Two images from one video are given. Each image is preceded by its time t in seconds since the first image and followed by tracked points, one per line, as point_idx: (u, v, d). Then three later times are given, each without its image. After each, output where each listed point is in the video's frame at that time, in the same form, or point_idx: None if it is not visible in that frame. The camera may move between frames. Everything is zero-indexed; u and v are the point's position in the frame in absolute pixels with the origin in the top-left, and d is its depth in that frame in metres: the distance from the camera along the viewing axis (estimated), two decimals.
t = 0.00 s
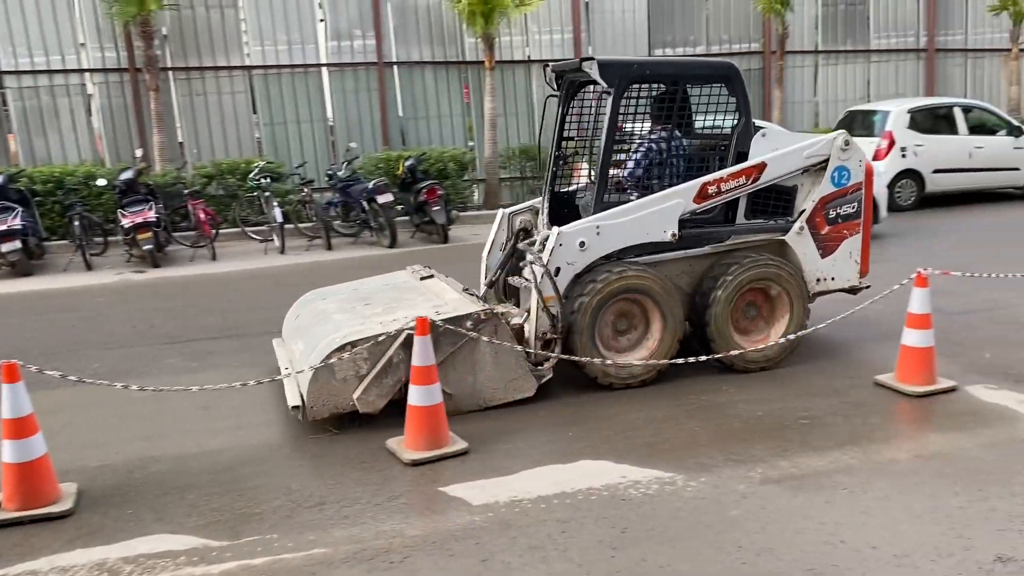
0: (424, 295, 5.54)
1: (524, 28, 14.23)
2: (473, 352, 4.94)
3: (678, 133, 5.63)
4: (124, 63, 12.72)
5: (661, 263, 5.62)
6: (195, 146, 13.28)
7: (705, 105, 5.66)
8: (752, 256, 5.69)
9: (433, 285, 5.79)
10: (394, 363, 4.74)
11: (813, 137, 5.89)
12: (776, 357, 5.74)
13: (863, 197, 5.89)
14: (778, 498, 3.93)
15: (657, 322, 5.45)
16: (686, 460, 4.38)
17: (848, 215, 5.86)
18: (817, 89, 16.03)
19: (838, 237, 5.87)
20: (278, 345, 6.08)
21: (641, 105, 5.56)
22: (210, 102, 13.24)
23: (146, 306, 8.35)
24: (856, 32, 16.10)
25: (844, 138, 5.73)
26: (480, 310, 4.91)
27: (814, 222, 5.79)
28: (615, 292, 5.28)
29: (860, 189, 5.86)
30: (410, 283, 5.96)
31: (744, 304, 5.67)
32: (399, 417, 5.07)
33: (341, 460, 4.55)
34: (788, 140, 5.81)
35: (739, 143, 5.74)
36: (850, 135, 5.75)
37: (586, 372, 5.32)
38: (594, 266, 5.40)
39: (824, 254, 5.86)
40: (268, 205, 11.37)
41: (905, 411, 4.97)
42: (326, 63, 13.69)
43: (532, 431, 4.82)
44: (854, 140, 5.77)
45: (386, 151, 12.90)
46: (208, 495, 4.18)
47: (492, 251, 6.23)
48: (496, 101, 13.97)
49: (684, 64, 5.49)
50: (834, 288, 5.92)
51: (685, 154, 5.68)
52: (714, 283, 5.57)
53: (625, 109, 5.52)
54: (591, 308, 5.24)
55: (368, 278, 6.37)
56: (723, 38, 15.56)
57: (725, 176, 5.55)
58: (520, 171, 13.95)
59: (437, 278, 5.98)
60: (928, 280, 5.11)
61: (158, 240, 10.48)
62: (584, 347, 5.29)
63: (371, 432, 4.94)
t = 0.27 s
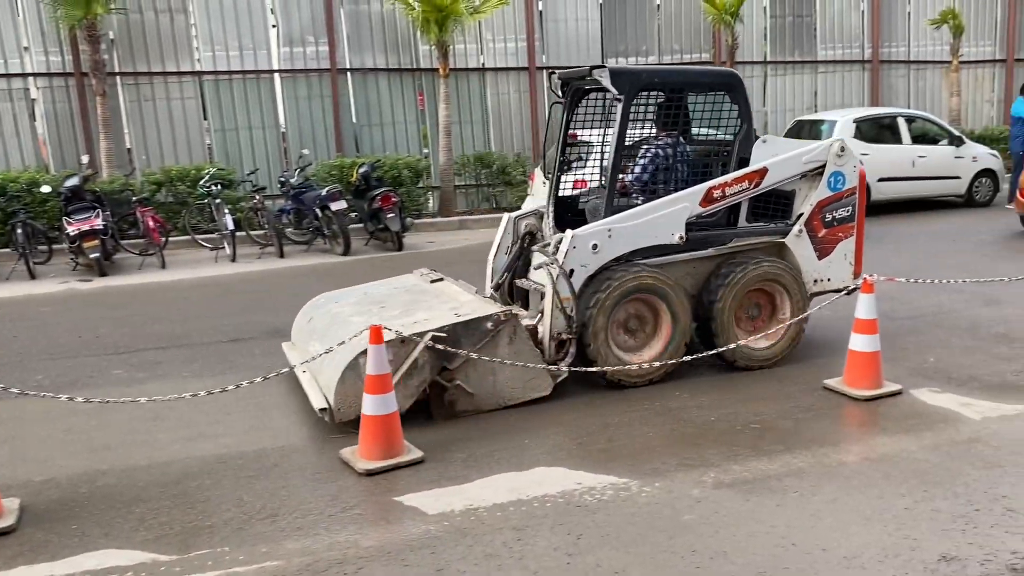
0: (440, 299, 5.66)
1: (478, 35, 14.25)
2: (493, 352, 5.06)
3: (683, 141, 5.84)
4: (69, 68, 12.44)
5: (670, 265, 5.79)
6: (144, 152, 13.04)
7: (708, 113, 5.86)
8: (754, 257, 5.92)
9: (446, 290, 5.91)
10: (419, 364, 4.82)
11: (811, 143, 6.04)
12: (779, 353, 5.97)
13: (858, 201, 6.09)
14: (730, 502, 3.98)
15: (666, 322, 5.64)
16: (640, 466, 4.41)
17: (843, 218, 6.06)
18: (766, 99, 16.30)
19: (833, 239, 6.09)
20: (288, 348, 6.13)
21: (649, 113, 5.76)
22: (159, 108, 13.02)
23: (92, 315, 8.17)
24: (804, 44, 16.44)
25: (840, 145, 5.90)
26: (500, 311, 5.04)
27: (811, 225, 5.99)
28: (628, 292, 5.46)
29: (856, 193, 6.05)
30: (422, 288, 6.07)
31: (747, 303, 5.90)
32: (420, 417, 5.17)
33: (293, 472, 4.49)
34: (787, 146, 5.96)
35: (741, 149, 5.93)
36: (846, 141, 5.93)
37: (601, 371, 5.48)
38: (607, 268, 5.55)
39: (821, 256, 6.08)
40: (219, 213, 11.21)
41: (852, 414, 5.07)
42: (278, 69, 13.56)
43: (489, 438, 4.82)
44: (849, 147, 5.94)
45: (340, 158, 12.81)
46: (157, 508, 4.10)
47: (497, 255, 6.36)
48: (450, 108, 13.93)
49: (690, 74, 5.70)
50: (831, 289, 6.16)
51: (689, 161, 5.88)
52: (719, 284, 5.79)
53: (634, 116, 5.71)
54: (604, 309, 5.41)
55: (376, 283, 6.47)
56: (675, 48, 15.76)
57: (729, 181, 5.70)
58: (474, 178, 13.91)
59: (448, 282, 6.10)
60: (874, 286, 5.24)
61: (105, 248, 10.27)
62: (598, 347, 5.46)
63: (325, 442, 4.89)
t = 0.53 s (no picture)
0: (451, 302, 5.82)
1: (430, 43, 14.25)
2: (504, 353, 5.21)
3: (679, 147, 6.07)
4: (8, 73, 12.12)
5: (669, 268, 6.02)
6: (87, 160, 12.75)
7: (704, 120, 6.12)
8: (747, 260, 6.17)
9: (451, 295, 6.06)
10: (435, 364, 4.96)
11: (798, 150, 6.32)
12: (771, 353, 6.22)
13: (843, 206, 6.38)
14: (680, 508, 4.02)
15: (667, 322, 5.86)
16: (591, 473, 4.43)
17: (830, 222, 6.34)
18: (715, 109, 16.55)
19: (821, 242, 6.35)
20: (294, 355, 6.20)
21: (648, 120, 5.96)
22: (103, 114, 12.74)
23: (33, 327, 7.95)
24: (751, 56, 16.76)
25: (826, 152, 6.19)
26: (510, 313, 5.21)
27: (801, 228, 6.24)
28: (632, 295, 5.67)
29: (842, 198, 6.34)
30: (426, 294, 6.20)
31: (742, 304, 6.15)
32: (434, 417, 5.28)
33: (241, 485, 4.42)
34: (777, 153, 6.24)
35: (734, 155, 6.22)
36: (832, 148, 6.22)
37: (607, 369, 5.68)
38: (611, 271, 5.75)
39: (810, 258, 6.33)
40: (165, 222, 11.00)
41: (799, 419, 5.16)
42: (227, 76, 13.38)
43: (442, 447, 4.80)
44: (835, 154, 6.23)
45: (289, 166, 12.67)
46: (98, 524, 4.00)
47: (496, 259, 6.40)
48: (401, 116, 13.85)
49: (688, 83, 5.92)
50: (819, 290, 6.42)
51: (686, 166, 6.13)
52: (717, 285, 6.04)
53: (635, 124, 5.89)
54: (610, 310, 5.60)
55: (378, 289, 6.59)
56: (625, 59, 15.90)
57: (725, 187, 5.94)
58: (427, 186, 13.86)
59: (453, 288, 6.25)
60: (818, 294, 5.37)
61: (45, 258, 10.01)
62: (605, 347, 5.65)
63: (274, 453, 4.82)
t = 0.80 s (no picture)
0: (457, 304, 5.91)
1: (388, 50, 14.20)
2: (514, 352, 5.34)
3: (678, 155, 6.23)
4: None
5: (667, 271, 6.22)
6: (37, 166, 12.47)
7: (700, 129, 6.29)
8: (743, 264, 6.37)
9: (457, 296, 6.16)
10: (449, 363, 5.07)
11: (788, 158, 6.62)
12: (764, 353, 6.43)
13: (831, 211, 6.71)
14: (636, 514, 4.03)
15: (668, 325, 6.03)
16: (547, 480, 4.43)
17: (819, 226, 6.66)
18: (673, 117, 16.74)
19: (811, 246, 6.66)
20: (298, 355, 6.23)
21: (649, 128, 6.10)
22: (53, 121, 12.48)
23: None
24: (707, 65, 16.98)
25: (816, 160, 6.50)
26: (521, 315, 5.35)
27: (792, 232, 6.54)
28: (635, 298, 5.84)
29: (830, 204, 6.67)
30: (431, 296, 6.29)
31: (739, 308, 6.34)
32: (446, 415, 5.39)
33: (192, 498, 4.34)
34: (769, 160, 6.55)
35: (730, 162, 6.40)
36: (820, 156, 6.54)
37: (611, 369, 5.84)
38: (615, 274, 5.93)
39: (801, 261, 6.63)
40: (117, 230, 10.80)
41: (752, 424, 5.22)
42: (181, 82, 13.19)
43: (398, 457, 4.77)
44: (824, 161, 6.55)
45: (245, 174, 12.52)
46: (41, 540, 3.90)
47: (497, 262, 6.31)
48: (360, 124, 13.74)
49: (687, 92, 6.10)
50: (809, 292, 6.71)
51: (683, 174, 6.30)
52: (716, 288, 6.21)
53: (638, 132, 6.03)
54: (616, 312, 5.76)
55: (380, 292, 6.65)
56: (583, 67, 15.98)
57: (722, 193, 6.19)
58: (386, 194, 13.81)
59: (457, 290, 6.34)
60: (770, 299, 5.47)
61: None
62: (609, 348, 5.82)
63: (227, 465, 4.75)
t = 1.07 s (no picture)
0: (460, 307, 6.02)
1: (351, 58, 14.14)
2: (520, 354, 5.47)
3: (673, 162, 6.38)
4: None
5: (664, 274, 6.38)
6: None
7: (695, 137, 6.46)
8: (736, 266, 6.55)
9: (460, 300, 6.26)
10: (459, 365, 5.19)
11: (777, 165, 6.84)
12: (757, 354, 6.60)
13: (819, 216, 6.93)
14: (593, 521, 4.04)
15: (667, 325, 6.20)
16: (506, 489, 4.42)
17: (807, 231, 6.88)
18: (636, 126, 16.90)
19: (800, 250, 6.88)
20: (301, 360, 6.27)
21: (647, 136, 6.24)
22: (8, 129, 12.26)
23: None
24: (669, 74, 17.14)
25: (805, 167, 6.73)
26: (526, 317, 5.48)
27: (782, 237, 6.75)
28: (634, 299, 6.00)
29: (818, 209, 6.90)
30: (433, 299, 6.37)
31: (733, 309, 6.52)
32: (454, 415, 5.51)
33: (145, 512, 4.27)
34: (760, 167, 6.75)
35: (723, 169, 6.55)
36: (809, 163, 6.77)
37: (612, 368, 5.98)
38: (615, 277, 6.08)
39: (790, 264, 6.85)
40: (74, 240, 10.62)
41: (712, 430, 5.26)
42: (141, 90, 13.04)
43: (356, 468, 4.73)
44: (813, 168, 6.78)
45: (206, 182, 12.39)
46: None
47: (497, 266, 6.43)
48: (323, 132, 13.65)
49: (683, 101, 6.27)
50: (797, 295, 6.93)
51: (678, 181, 6.44)
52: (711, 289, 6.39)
53: (636, 139, 6.16)
54: (617, 312, 5.92)
55: (381, 296, 6.71)
56: (547, 76, 16.03)
57: (716, 198, 6.36)
58: (350, 202, 13.74)
59: (460, 293, 6.43)
60: (728, 306, 5.52)
61: None
62: (609, 348, 5.97)
63: (181, 479, 4.68)
